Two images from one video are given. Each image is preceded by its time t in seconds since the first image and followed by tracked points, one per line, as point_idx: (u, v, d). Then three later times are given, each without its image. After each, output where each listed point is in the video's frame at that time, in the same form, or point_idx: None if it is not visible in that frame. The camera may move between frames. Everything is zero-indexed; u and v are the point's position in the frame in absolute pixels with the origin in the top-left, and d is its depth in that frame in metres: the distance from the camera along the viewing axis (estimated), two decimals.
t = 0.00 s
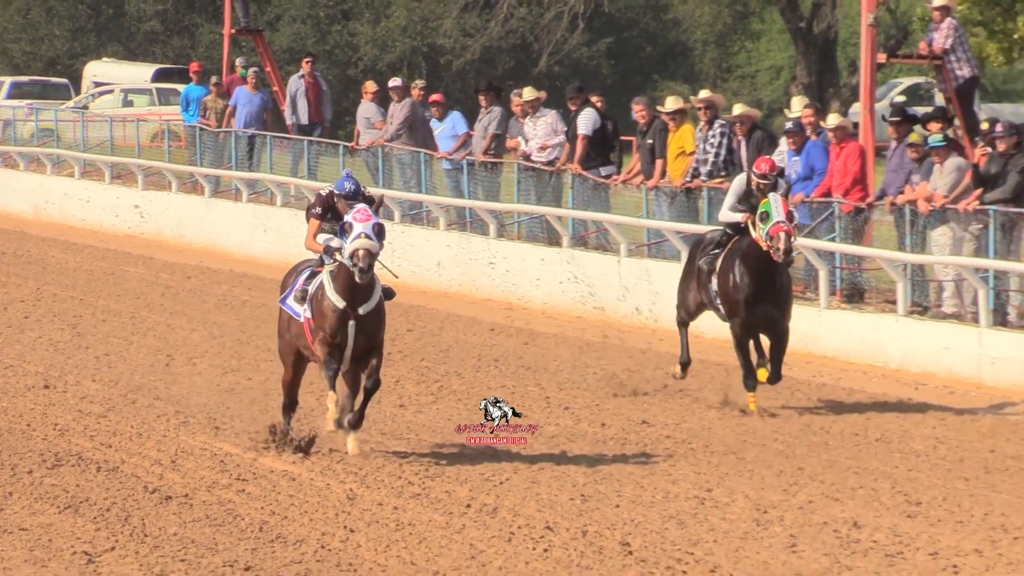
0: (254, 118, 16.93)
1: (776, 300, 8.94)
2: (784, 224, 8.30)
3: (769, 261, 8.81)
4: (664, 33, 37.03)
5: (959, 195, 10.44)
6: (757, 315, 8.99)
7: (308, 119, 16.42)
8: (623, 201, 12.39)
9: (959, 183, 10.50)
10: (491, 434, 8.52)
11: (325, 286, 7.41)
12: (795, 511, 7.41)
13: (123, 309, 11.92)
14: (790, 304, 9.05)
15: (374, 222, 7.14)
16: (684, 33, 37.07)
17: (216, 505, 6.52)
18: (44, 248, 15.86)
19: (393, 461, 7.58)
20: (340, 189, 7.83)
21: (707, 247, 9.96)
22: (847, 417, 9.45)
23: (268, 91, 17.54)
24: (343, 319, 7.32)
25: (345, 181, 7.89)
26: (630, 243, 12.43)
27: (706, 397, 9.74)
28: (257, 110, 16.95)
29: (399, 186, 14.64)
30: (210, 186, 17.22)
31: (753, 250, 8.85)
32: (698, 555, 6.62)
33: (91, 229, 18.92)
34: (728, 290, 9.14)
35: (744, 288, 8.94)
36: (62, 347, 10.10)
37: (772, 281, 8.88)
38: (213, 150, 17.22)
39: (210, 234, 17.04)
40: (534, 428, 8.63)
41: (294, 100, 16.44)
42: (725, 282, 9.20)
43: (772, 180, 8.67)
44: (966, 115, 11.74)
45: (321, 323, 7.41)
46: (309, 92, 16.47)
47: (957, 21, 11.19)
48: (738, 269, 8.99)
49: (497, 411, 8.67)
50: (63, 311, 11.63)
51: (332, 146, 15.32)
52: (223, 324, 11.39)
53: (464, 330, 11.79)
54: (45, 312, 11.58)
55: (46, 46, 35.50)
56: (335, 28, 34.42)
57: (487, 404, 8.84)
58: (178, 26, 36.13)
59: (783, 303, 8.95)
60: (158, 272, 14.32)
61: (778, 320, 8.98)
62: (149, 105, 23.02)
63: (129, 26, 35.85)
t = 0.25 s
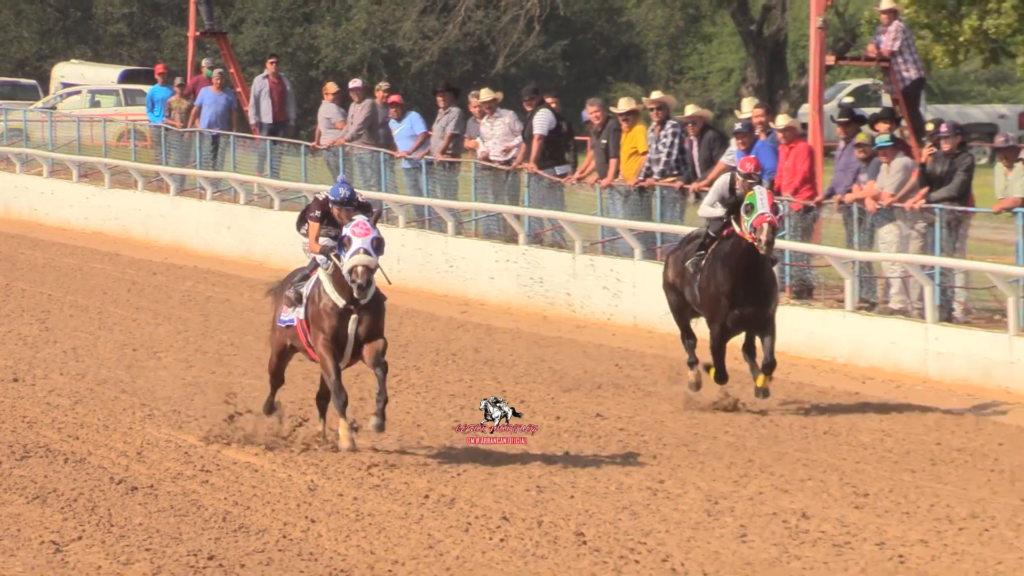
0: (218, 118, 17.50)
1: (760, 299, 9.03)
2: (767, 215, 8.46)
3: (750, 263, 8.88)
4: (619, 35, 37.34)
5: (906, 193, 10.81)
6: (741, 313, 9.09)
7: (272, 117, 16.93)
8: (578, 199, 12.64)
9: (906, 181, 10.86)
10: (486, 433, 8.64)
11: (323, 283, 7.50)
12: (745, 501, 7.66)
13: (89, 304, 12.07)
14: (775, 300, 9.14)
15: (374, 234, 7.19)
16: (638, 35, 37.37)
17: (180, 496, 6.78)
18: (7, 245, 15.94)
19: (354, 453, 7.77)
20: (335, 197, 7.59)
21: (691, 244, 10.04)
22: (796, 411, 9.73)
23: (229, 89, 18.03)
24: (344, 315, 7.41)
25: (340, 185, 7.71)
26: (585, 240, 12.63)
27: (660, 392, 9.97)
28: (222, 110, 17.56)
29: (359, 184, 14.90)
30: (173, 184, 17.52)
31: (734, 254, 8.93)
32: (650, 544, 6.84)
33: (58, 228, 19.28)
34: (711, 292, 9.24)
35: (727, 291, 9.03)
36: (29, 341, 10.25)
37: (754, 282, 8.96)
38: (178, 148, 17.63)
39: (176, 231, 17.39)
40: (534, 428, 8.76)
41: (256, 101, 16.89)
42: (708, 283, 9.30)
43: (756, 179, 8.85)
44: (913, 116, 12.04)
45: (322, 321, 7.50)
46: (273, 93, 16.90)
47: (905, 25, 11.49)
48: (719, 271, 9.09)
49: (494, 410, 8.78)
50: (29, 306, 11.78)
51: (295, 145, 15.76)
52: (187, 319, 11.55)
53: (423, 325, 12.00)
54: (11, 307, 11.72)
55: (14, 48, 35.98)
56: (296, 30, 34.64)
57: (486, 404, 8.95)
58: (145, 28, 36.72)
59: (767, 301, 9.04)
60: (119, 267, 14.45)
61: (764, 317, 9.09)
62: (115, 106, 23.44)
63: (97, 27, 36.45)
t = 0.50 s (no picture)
0: (200, 118, 17.68)
1: (752, 296, 9.14)
2: (759, 215, 8.57)
3: (740, 261, 9.00)
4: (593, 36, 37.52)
5: (878, 193, 11.05)
6: (734, 311, 9.19)
7: (252, 116, 17.15)
8: (555, 199, 12.79)
9: (878, 181, 11.09)
10: (487, 433, 8.71)
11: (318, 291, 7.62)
12: (719, 496, 7.80)
13: (69, 302, 12.12)
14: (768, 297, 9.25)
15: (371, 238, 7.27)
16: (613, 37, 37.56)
17: (160, 491, 6.95)
18: None
19: (332, 450, 7.91)
20: (330, 200, 7.78)
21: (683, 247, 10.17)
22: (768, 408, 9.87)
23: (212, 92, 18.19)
24: (339, 322, 7.54)
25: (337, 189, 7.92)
26: (561, 239, 12.77)
27: (634, 388, 10.09)
28: (204, 110, 17.72)
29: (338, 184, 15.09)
30: (155, 183, 17.78)
31: (724, 254, 9.06)
32: (625, 539, 6.98)
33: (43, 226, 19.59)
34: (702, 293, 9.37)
35: (719, 290, 9.15)
36: (10, 339, 10.31)
37: (745, 280, 9.08)
38: (160, 148, 17.87)
39: (157, 229, 17.65)
40: (534, 428, 8.83)
41: (237, 101, 17.14)
42: (701, 284, 9.40)
43: (746, 179, 8.97)
44: (884, 115, 12.17)
45: (318, 327, 7.62)
46: (254, 92, 17.18)
47: (875, 25, 11.64)
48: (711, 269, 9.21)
49: (494, 410, 8.85)
50: (9, 305, 11.83)
51: (274, 145, 15.91)
52: (167, 317, 11.62)
53: (401, 323, 12.09)
54: None
55: None
56: (276, 32, 34.82)
57: (486, 404, 9.02)
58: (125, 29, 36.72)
59: (759, 298, 9.15)
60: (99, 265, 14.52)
61: (757, 314, 9.20)
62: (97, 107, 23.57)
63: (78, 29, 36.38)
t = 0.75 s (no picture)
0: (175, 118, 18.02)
1: (742, 289, 9.27)
2: (747, 219, 8.66)
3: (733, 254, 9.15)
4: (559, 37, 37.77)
5: (839, 191, 11.33)
6: (726, 303, 9.30)
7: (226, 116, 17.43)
8: (522, 197, 13.07)
9: (839, 180, 11.35)
10: (487, 433, 8.85)
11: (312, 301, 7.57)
12: (683, 489, 8.00)
13: (44, 299, 12.24)
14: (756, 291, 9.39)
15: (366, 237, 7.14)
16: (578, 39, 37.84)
17: (135, 484, 7.22)
18: None
19: (303, 445, 8.13)
20: (327, 202, 7.67)
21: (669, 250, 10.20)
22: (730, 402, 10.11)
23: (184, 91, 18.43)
24: (333, 333, 7.48)
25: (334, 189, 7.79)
26: (527, 237, 13.10)
27: (600, 383, 10.29)
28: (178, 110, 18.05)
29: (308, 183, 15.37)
30: (130, 183, 18.03)
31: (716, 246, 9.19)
32: (591, 531, 7.18)
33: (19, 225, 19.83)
34: (692, 288, 9.46)
35: (710, 282, 9.26)
36: None
37: (735, 272, 9.22)
38: (133, 148, 18.10)
39: (131, 228, 17.90)
40: (535, 428, 8.97)
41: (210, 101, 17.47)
42: (689, 279, 9.49)
43: (734, 181, 9.15)
44: (845, 116, 12.37)
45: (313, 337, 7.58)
46: (228, 91, 17.46)
47: (837, 27, 11.86)
48: (703, 263, 9.32)
49: (494, 410, 8.99)
50: None
51: (247, 145, 16.20)
52: (141, 313, 11.76)
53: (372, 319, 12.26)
54: None
55: None
56: (247, 33, 34.93)
57: (487, 404, 9.15)
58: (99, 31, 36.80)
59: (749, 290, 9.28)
60: (69, 262, 14.63)
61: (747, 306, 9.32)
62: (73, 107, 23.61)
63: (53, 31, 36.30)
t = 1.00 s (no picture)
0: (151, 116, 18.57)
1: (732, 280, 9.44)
2: (735, 226, 8.93)
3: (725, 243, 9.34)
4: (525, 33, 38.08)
5: (797, 188, 11.62)
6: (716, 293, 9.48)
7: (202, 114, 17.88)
8: (488, 193, 13.54)
9: (798, 177, 11.64)
10: (490, 434, 8.91)
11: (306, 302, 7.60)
12: (645, 477, 8.25)
13: (21, 292, 12.39)
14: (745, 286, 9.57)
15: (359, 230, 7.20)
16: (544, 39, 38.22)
17: (111, 473, 7.49)
18: None
19: (276, 436, 8.38)
20: (326, 198, 7.92)
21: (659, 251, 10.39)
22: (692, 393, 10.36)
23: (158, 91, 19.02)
24: (320, 337, 7.54)
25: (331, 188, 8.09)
26: (494, 232, 13.55)
27: (564, 374, 10.54)
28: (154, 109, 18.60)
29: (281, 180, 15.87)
30: (105, 179, 18.53)
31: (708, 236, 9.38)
32: (555, 519, 7.44)
33: None
34: (684, 277, 9.63)
35: (703, 269, 9.44)
36: None
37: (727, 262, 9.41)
38: (108, 146, 18.60)
39: (108, 224, 18.42)
40: (534, 428, 9.08)
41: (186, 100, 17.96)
42: (681, 270, 9.69)
43: (719, 179, 9.48)
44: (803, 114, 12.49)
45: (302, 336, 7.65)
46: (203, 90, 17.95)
47: (795, 28, 12.16)
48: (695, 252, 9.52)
49: (497, 411, 9.06)
50: None
51: (220, 143, 16.74)
52: (117, 307, 11.94)
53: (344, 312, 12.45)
54: None
55: None
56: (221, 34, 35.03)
57: (485, 404, 9.24)
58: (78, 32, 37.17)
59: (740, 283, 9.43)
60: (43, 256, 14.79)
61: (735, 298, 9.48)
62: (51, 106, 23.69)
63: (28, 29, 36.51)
